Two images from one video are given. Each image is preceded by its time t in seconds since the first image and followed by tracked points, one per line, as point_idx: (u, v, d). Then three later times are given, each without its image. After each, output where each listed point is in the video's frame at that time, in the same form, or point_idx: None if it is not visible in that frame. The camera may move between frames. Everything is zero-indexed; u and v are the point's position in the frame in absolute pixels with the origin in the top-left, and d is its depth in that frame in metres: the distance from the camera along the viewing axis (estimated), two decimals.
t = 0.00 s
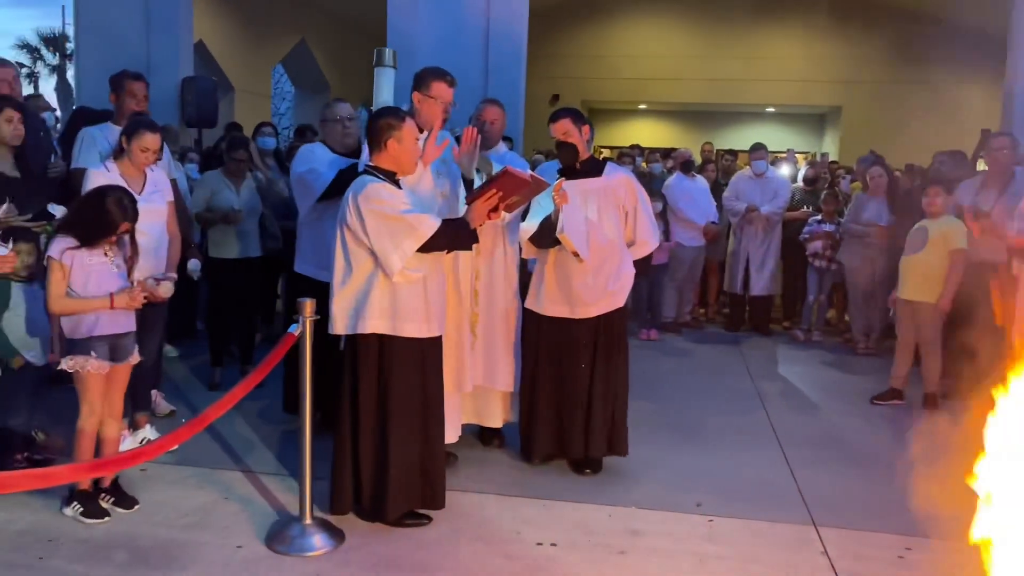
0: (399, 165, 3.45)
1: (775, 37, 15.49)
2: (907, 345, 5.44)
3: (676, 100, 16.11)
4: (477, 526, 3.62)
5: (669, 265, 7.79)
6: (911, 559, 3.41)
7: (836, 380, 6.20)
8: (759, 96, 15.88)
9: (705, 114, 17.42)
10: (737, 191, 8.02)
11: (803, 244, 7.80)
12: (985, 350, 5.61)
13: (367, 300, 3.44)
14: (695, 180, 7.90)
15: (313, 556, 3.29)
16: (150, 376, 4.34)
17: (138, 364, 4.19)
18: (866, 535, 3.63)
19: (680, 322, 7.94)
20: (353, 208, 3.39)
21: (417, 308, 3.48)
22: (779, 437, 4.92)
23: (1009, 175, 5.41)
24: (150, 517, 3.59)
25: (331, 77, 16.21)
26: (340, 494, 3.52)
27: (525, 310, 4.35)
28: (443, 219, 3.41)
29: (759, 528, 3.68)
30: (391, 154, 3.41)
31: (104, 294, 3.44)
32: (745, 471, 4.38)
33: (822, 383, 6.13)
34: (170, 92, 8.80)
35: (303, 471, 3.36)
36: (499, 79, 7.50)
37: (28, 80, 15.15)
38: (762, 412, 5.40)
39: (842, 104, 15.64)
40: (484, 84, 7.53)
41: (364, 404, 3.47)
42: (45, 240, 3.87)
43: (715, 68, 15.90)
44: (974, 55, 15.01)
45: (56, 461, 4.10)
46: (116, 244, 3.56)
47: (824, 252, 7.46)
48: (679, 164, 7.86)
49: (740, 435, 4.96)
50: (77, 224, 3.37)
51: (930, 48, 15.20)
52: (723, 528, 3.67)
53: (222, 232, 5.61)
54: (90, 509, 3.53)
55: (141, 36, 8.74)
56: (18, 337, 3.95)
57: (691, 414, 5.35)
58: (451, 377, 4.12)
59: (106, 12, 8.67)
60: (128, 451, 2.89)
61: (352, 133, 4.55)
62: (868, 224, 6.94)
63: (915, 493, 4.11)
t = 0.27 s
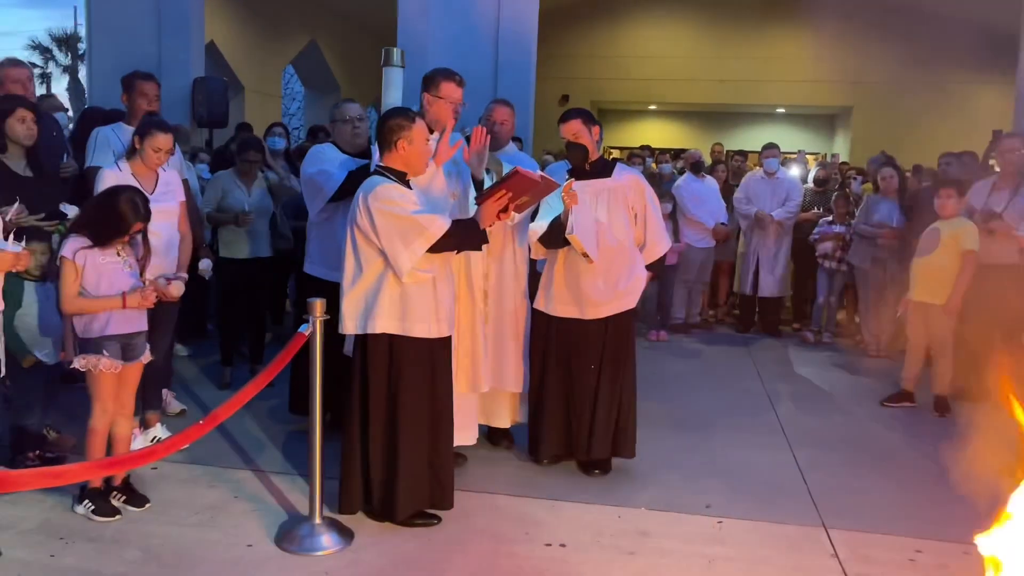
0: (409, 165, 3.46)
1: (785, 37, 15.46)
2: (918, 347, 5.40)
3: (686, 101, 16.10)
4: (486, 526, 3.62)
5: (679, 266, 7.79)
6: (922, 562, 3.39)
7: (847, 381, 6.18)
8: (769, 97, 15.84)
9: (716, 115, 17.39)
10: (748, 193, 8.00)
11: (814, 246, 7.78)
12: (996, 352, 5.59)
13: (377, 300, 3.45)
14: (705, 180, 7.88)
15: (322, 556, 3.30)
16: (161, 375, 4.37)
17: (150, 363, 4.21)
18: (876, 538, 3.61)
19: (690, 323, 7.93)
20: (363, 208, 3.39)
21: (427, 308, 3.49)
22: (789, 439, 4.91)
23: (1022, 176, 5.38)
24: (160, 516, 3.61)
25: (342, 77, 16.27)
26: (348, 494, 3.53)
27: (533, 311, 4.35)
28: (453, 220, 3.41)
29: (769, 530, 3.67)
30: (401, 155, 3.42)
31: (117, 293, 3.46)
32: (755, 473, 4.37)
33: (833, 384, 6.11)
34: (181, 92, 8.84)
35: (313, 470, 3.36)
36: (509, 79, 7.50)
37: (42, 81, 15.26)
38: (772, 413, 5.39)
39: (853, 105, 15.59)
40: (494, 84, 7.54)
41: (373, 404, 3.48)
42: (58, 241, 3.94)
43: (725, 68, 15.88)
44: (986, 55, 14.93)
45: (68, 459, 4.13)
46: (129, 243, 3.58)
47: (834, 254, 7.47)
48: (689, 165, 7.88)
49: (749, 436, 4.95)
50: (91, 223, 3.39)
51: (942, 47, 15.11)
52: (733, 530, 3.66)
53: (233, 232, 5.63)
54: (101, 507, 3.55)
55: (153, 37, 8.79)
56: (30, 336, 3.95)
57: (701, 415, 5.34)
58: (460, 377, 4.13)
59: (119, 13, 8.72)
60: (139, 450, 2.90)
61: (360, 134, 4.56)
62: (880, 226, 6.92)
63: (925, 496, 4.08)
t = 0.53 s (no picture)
0: (416, 166, 3.46)
1: (791, 38, 15.44)
2: (925, 349, 5.40)
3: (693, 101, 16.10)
4: (493, 526, 3.63)
5: (684, 267, 7.79)
6: (929, 564, 3.38)
7: (853, 383, 6.17)
8: (775, 97, 15.82)
9: (722, 115, 17.38)
10: (754, 194, 7.97)
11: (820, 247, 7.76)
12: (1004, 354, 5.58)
13: (384, 300, 3.46)
14: (710, 182, 7.89)
15: (329, 555, 3.30)
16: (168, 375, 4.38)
17: (157, 363, 4.23)
18: (883, 540, 3.61)
19: (696, 324, 7.93)
20: (370, 208, 3.39)
21: (433, 309, 3.49)
22: (795, 440, 4.90)
23: None
24: (167, 515, 3.62)
25: (348, 78, 16.30)
26: (355, 494, 3.53)
27: (539, 311, 4.35)
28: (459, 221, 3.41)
29: (775, 532, 3.66)
30: (407, 155, 3.43)
31: (126, 292, 3.47)
32: (762, 474, 4.37)
33: (839, 386, 6.10)
34: (189, 93, 8.87)
35: (319, 470, 3.37)
36: (515, 80, 7.50)
37: (50, 81, 15.32)
38: (779, 414, 5.39)
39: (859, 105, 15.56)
40: (501, 85, 7.55)
41: (379, 404, 3.49)
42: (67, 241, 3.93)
43: (731, 69, 15.87)
44: (994, 55, 14.88)
45: (76, 458, 4.15)
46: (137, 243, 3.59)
47: (841, 254, 7.44)
48: (694, 166, 7.87)
49: (755, 437, 4.94)
50: (100, 223, 3.40)
51: (949, 48, 15.07)
52: (739, 531, 3.66)
53: (240, 232, 5.64)
54: (109, 506, 3.56)
55: (161, 37, 8.81)
56: (39, 336, 3.98)
57: (707, 416, 5.34)
58: (466, 377, 4.13)
59: (127, 13, 8.75)
60: (146, 450, 2.91)
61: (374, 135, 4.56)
62: (887, 227, 6.89)
63: (932, 498, 4.07)
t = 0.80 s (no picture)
0: (420, 166, 3.47)
1: (795, 39, 15.43)
2: (929, 350, 5.39)
3: (696, 102, 16.09)
4: (496, 527, 3.62)
5: (688, 268, 7.78)
6: (933, 566, 3.38)
7: (857, 384, 6.16)
8: (778, 99, 15.81)
9: (725, 116, 17.38)
10: (759, 195, 7.97)
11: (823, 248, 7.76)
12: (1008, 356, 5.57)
13: (388, 301, 3.46)
14: (712, 183, 7.89)
15: (333, 555, 3.31)
16: (172, 374, 4.39)
17: (161, 363, 4.23)
18: (887, 541, 3.60)
19: (699, 325, 7.92)
20: (374, 208, 3.39)
21: (437, 309, 3.49)
22: (798, 441, 4.90)
23: None
24: (172, 514, 3.62)
25: (352, 78, 16.31)
26: (358, 494, 3.54)
27: (543, 312, 4.36)
28: (463, 222, 3.41)
29: (778, 533, 3.66)
30: (412, 156, 3.43)
31: (132, 293, 3.47)
32: (765, 475, 4.37)
33: (842, 387, 6.09)
34: (193, 93, 8.88)
35: (322, 470, 3.37)
36: (519, 80, 7.49)
37: (54, 80, 15.35)
38: (782, 415, 5.39)
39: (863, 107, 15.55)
40: (504, 86, 7.55)
41: (383, 404, 3.49)
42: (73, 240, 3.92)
43: (735, 70, 15.86)
44: (998, 56, 14.87)
45: (80, 457, 4.16)
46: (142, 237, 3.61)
47: (844, 255, 7.42)
48: (697, 166, 7.87)
49: (758, 438, 4.94)
50: (105, 221, 3.42)
51: (953, 49, 15.05)
52: (742, 532, 3.66)
53: (243, 231, 5.65)
54: (113, 505, 3.57)
55: (165, 37, 8.82)
56: (45, 335, 3.99)
57: (710, 417, 5.33)
58: (469, 378, 4.14)
59: (132, 13, 8.76)
60: (151, 449, 2.91)
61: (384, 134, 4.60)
62: (891, 229, 6.89)
63: (936, 499, 4.07)
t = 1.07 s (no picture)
0: (422, 167, 3.47)
1: (795, 40, 15.44)
2: (930, 352, 5.40)
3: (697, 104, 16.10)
4: (497, 528, 3.62)
5: (688, 269, 7.78)
6: (934, 568, 3.38)
7: (858, 386, 6.16)
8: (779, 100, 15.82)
9: (726, 118, 17.39)
10: (759, 196, 7.99)
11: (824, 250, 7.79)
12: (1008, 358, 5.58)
13: (390, 301, 3.46)
14: (712, 185, 7.91)
15: (334, 556, 3.30)
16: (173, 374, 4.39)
17: (162, 363, 4.23)
18: (888, 543, 3.60)
19: (700, 326, 7.92)
20: (376, 209, 3.39)
21: (438, 310, 3.49)
22: (799, 443, 4.90)
23: None
24: (173, 514, 3.62)
25: (353, 79, 16.32)
26: (359, 495, 3.53)
27: (544, 313, 4.36)
28: (465, 224, 3.41)
29: (779, 535, 3.66)
30: (414, 158, 3.43)
31: (136, 295, 3.48)
32: (766, 477, 4.37)
33: (843, 389, 6.09)
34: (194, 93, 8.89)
35: (323, 471, 3.37)
36: (521, 82, 7.50)
37: (56, 80, 15.37)
38: (783, 417, 5.39)
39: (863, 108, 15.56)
40: (506, 87, 7.56)
41: (384, 405, 3.49)
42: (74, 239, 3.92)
43: (735, 71, 15.87)
44: (998, 59, 14.88)
45: (81, 457, 4.16)
46: (147, 235, 3.60)
47: (844, 257, 7.41)
48: (697, 168, 7.90)
49: (759, 440, 4.94)
50: (108, 220, 3.43)
51: (954, 52, 15.07)
52: (743, 534, 3.66)
53: (245, 232, 5.65)
54: (114, 506, 3.56)
55: (167, 37, 8.83)
56: (47, 335, 3.96)
57: (711, 418, 5.34)
58: (470, 379, 4.14)
59: (134, 13, 8.77)
60: (152, 450, 2.90)
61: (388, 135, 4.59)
62: (892, 231, 6.90)
63: (937, 502, 4.07)
